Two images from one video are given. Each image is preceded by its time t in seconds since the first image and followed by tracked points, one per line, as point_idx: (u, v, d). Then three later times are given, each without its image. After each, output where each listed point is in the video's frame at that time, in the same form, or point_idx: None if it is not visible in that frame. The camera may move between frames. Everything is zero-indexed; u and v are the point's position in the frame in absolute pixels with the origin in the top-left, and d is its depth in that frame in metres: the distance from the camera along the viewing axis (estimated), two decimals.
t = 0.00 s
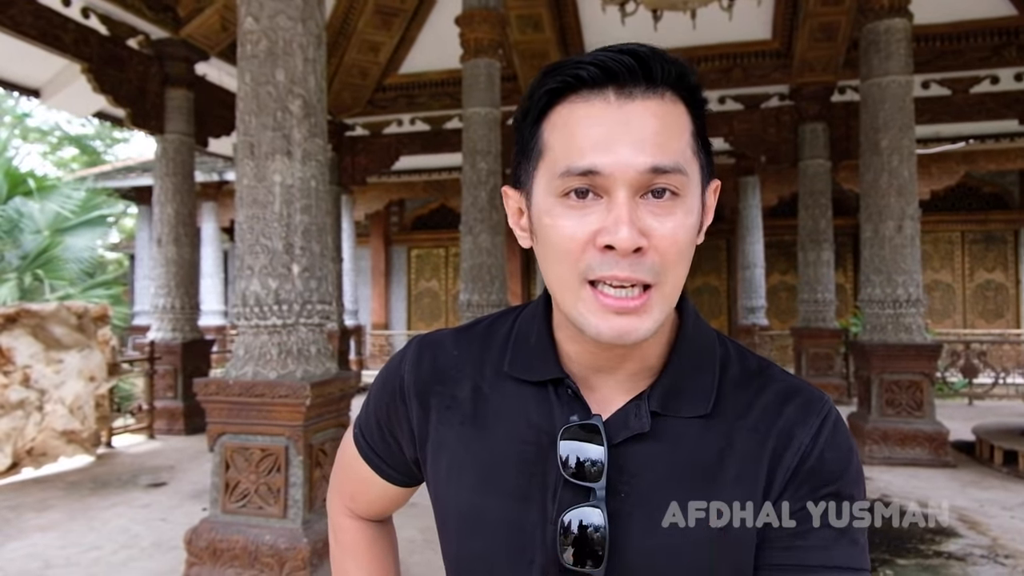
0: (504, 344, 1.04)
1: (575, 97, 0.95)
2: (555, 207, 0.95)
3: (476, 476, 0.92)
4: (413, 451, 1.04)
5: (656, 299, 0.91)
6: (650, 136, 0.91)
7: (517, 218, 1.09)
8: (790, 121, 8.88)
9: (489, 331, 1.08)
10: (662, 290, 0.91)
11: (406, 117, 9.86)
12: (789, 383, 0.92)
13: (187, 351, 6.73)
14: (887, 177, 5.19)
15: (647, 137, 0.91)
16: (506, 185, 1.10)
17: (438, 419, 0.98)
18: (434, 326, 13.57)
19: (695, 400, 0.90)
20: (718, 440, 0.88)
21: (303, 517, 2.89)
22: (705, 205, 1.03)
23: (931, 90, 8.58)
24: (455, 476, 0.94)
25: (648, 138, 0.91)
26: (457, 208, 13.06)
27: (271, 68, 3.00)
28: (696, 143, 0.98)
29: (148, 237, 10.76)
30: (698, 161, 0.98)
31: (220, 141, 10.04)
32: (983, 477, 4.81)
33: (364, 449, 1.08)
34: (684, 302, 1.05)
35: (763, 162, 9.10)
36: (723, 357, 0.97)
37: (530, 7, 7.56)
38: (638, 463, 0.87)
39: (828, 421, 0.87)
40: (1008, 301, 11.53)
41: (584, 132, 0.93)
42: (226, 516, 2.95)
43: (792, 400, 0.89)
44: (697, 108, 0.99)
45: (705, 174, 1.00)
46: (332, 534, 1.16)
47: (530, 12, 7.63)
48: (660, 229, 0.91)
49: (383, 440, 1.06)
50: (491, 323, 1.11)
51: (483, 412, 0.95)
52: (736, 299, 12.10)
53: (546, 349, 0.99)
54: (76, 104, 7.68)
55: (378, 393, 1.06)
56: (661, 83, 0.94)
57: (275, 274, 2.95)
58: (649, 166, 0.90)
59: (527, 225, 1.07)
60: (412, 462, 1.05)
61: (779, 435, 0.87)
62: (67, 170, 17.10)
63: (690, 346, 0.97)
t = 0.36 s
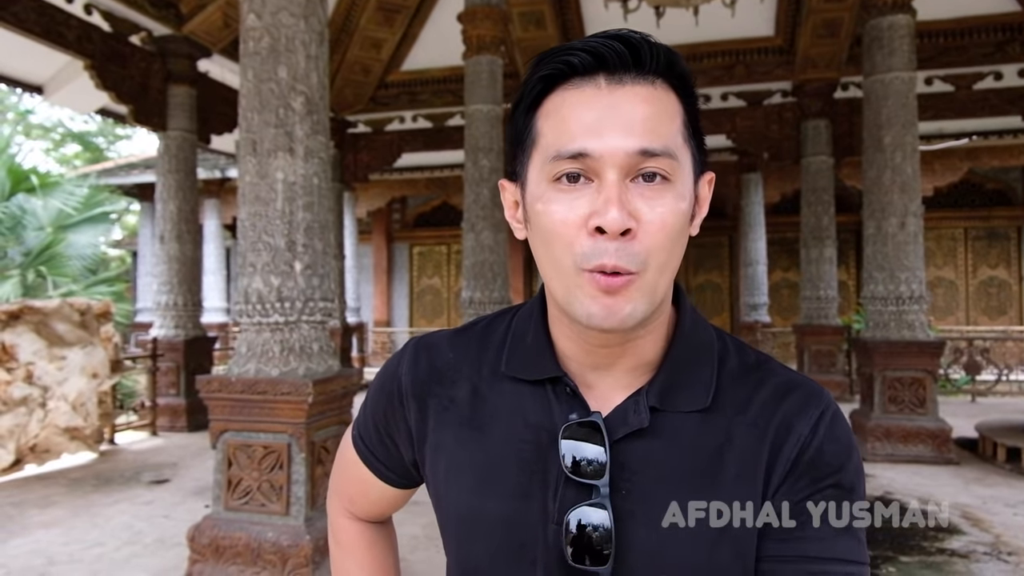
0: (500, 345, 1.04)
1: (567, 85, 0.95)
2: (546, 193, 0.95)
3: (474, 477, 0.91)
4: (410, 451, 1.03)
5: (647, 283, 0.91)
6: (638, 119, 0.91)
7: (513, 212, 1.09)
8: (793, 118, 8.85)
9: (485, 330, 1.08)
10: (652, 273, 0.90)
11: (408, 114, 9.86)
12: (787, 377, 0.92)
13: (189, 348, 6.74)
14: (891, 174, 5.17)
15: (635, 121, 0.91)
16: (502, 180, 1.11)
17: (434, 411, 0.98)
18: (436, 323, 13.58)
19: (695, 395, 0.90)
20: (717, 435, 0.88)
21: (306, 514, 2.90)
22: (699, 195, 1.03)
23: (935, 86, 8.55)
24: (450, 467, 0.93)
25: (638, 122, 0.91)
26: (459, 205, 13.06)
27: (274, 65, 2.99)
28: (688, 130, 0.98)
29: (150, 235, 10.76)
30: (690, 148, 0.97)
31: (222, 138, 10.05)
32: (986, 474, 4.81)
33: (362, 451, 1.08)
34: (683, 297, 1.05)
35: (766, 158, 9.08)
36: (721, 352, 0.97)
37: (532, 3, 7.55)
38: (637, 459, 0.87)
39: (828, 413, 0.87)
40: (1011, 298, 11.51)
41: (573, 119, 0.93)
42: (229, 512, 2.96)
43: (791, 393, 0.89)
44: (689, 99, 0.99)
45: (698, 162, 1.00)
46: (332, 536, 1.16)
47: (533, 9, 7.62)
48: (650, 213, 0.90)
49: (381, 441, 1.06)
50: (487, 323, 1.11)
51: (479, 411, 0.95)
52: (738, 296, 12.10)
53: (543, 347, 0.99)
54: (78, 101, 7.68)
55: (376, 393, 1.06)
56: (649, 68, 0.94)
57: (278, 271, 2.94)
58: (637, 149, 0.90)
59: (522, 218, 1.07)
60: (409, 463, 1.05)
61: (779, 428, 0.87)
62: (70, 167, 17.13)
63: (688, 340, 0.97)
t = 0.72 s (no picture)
0: (498, 348, 1.04)
1: (566, 93, 0.95)
2: (545, 201, 0.95)
3: (472, 481, 0.91)
4: (407, 455, 1.03)
5: (646, 291, 0.91)
6: (638, 127, 0.91)
7: (512, 215, 1.09)
8: (794, 119, 8.84)
9: (482, 334, 1.08)
10: (651, 280, 0.91)
11: (409, 115, 9.88)
12: (786, 383, 0.92)
13: (190, 350, 6.74)
14: (891, 174, 5.17)
15: (635, 129, 0.91)
16: (500, 183, 1.10)
17: (432, 414, 0.98)
18: (437, 325, 13.59)
19: (693, 399, 0.90)
20: (717, 439, 0.88)
21: (307, 516, 2.90)
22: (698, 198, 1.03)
23: (935, 87, 8.55)
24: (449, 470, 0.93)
25: (637, 131, 0.91)
26: (459, 206, 13.06)
27: (275, 67, 3.00)
28: (687, 134, 0.98)
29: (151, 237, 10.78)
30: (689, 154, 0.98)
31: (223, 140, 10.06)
32: (988, 475, 4.80)
33: (358, 455, 1.08)
34: (680, 301, 1.05)
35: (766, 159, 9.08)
36: (719, 356, 0.97)
37: (532, 5, 7.58)
38: (637, 464, 0.87)
39: (828, 419, 0.88)
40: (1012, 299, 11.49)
41: (573, 127, 0.93)
42: (230, 515, 2.96)
43: (789, 398, 0.90)
44: (689, 104, 0.99)
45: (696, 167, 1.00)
46: (326, 540, 1.16)
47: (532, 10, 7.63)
48: (649, 221, 0.91)
49: (377, 445, 1.06)
50: (485, 326, 1.11)
51: (477, 415, 0.95)
52: (738, 297, 12.10)
53: (541, 351, 0.99)
54: (80, 103, 7.69)
55: (373, 398, 1.05)
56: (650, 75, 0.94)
57: (279, 273, 2.94)
58: (637, 159, 0.90)
59: (520, 222, 1.07)
60: (405, 468, 1.05)
61: (779, 434, 0.87)
62: (71, 170, 17.15)
63: (687, 345, 0.97)
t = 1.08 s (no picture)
0: (496, 352, 1.04)
1: (564, 95, 0.95)
2: (542, 205, 0.95)
3: (471, 486, 0.91)
4: (405, 460, 1.03)
5: (644, 295, 0.91)
6: (636, 130, 0.91)
7: (511, 217, 1.09)
8: (797, 122, 8.81)
9: (481, 338, 1.08)
10: (649, 284, 0.91)
11: (412, 119, 9.89)
12: (785, 386, 0.92)
13: (193, 353, 6.75)
14: (895, 178, 5.15)
15: (632, 132, 0.91)
16: (499, 185, 1.10)
17: (429, 416, 0.98)
18: (440, 328, 13.60)
19: (693, 404, 0.90)
20: (716, 444, 0.87)
21: (309, 520, 2.90)
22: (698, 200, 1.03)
23: (939, 90, 8.53)
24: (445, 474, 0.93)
25: (635, 134, 0.91)
26: (463, 210, 13.07)
27: (278, 71, 3.00)
28: (685, 136, 0.98)
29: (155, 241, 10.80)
30: (688, 157, 0.97)
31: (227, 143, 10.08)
32: (993, 480, 4.78)
33: (356, 460, 1.07)
34: (679, 304, 1.05)
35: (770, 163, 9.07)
36: (718, 360, 0.97)
37: (536, 8, 7.61)
38: (636, 469, 0.87)
39: (828, 424, 0.87)
40: (1017, 303, 11.45)
41: (570, 130, 0.93)
42: (232, 518, 2.96)
43: (789, 403, 0.89)
44: (688, 107, 0.99)
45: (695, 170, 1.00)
46: (324, 545, 1.15)
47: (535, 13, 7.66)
48: (646, 225, 0.90)
49: (375, 449, 1.05)
50: (484, 329, 1.11)
51: (475, 420, 0.95)
52: (742, 301, 12.08)
53: (540, 354, 0.99)
54: (85, 107, 7.72)
55: (371, 402, 1.05)
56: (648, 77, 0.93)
57: (282, 276, 2.95)
58: (633, 162, 0.90)
59: (519, 224, 1.06)
60: (405, 472, 1.05)
61: (779, 439, 0.87)
62: (76, 173, 17.21)
63: (685, 348, 0.97)
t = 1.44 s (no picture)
0: (495, 352, 1.03)
1: (563, 93, 0.95)
2: (541, 200, 0.95)
3: (470, 486, 0.90)
4: (404, 460, 1.03)
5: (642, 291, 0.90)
6: (633, 125, 0.91)
7: (511, 216, 1.09)
8: (803, 124, 8.81)
9: (479, 338, 1.08)
10: (647, 279, 0.90)
11: (418, 120, 9.90)
12: (785, 387, 0.91)
13: (199, 353, 6.76)
14: (902, 180, 5.13)
15: (629, 127, 0.91)
16: (500, 185, 1.10)
17: (427, 413, 0.98)
18: (445, 329, 13.61)
19: (692, 404, 0.89)
20: (717, 444, 0.87)
21: (313, 520, 2.90)
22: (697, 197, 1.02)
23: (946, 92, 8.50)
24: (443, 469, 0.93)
25: (632, 130, 0.90)
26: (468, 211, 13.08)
27: (283, 72, 3.01)
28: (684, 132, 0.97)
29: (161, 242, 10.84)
30: (686, 153, 0.97)
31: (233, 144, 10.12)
32: (1000, 484, 4.76)
33: (356, 460, 1.07)
34: (679, 304, 1.05)
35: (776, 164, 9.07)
36: (718, 360, 0.96)
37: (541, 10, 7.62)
38: (634, 470, 0.86)
39: (829, 425, 0.86)
40: None
41: (568, 126, 0.92)
42: (236, 518, 2.96)
43: (788, 403, 0.89)
44: (688, 106, 0.98)
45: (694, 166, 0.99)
46: (324, 545, 1.15)
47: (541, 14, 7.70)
48: (643, 220, 0.90)
49: (374, 450, 1.05)
50: (483, 329, 1.11)
51: (473, 420, 0.95)
52: (747, 303, 12.06)
53: (538, 354, 0.99)
54: (91, 108, 7.75)
55: (370, 402, 1.05)
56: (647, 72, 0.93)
57: (287, 277, 2.95)
58: (630, 157, 0.90)
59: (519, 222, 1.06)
60: (403, 473, 1.04)
61: (779, 440, 0.86)
62: (83, 174, 17.29)
63: (684, 348, 0.96)
